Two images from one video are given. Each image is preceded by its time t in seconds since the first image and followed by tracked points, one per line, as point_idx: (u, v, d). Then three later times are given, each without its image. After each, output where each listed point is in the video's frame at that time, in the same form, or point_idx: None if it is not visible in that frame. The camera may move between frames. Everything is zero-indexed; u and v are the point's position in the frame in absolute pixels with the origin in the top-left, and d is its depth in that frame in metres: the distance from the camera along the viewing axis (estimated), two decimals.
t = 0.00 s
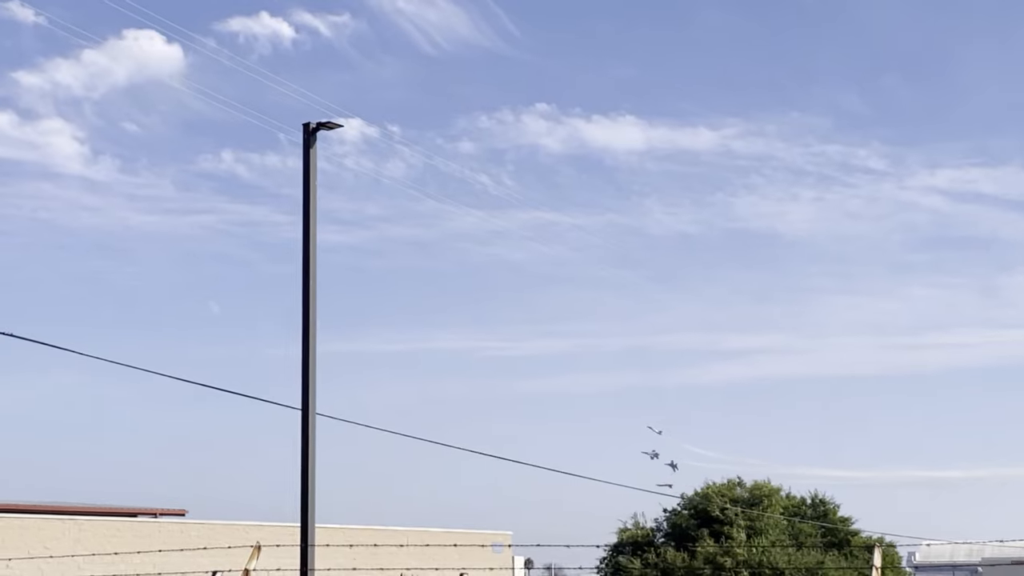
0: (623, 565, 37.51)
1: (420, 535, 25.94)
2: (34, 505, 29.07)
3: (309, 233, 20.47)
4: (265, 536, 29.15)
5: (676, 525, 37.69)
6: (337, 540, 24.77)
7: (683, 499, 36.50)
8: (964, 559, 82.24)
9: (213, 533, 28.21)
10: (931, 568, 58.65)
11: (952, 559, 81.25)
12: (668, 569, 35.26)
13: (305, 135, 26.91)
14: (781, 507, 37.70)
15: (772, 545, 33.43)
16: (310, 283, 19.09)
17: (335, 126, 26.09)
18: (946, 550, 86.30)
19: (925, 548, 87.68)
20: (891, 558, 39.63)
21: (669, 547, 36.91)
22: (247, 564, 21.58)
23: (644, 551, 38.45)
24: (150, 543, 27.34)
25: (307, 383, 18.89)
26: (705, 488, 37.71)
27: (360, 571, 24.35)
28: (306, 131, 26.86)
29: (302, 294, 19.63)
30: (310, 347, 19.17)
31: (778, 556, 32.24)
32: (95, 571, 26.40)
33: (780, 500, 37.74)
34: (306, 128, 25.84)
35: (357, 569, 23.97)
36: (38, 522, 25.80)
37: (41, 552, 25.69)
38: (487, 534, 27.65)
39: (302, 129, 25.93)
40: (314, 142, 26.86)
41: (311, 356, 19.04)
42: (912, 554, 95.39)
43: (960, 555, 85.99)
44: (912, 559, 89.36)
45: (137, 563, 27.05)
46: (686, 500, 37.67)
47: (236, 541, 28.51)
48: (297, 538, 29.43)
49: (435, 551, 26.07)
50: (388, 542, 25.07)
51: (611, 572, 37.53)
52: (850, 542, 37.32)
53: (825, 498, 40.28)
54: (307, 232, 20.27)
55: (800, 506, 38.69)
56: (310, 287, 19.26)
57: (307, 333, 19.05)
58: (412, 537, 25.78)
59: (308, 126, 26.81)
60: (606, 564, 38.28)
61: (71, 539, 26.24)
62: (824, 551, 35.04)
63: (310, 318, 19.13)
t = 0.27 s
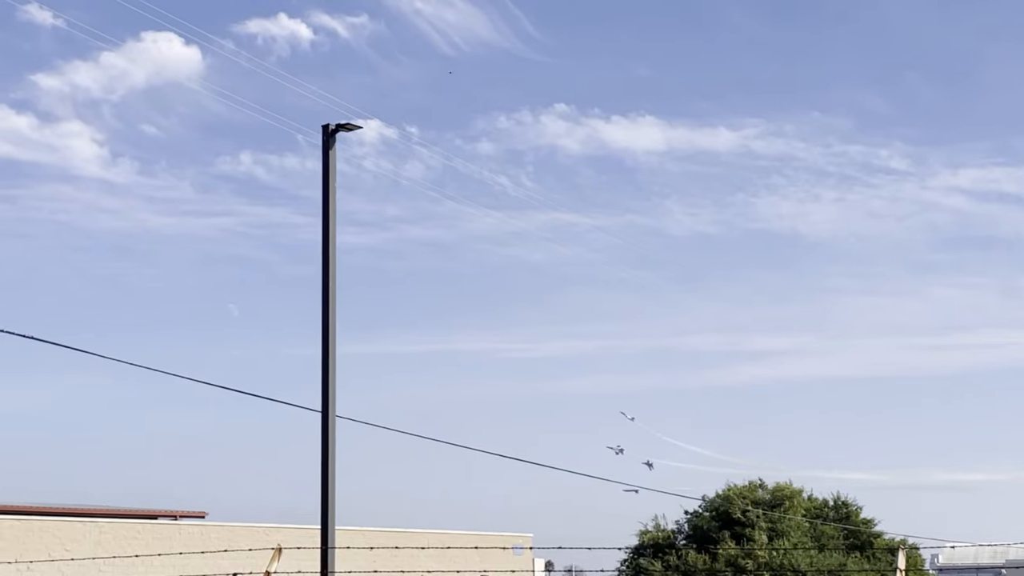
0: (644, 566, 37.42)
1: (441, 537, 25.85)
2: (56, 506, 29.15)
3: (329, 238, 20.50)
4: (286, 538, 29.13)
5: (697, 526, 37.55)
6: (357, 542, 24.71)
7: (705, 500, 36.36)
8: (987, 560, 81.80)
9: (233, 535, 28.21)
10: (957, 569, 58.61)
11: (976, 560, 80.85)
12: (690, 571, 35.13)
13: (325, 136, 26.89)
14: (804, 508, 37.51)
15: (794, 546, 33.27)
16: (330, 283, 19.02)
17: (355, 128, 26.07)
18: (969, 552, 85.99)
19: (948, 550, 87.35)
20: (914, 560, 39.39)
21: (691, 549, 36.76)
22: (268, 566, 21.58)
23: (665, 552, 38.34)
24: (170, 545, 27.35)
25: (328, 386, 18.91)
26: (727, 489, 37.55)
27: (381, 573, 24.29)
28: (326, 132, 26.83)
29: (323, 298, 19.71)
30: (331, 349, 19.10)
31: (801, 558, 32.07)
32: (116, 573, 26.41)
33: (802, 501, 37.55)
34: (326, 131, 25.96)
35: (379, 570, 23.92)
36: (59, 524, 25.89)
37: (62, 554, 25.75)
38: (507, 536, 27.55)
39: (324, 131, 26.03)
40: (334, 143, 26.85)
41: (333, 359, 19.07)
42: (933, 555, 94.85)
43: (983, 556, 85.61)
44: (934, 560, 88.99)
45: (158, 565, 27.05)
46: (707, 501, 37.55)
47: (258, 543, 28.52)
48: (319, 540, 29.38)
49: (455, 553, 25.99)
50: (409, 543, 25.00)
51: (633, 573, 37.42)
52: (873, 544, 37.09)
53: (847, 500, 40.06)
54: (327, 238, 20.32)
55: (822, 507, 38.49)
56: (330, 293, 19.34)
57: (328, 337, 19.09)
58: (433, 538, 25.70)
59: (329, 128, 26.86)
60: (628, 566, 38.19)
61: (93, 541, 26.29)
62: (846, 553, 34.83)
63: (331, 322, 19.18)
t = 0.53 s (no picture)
0: (667, 565, 37.39)
1: (463, 537, 25.87)
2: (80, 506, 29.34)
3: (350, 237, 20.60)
4: (309, 537, 29.23)
5: (720, 526, 37.48)
6: (379, 541, 24.77)
7: (727, 499, 36.28)
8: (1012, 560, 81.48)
9: (256, 534, 28.31)
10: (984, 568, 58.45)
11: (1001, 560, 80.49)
12: (712, 570, 35.08)
13: (346, 136, 27.04)
14: (827, 507, 37.40)
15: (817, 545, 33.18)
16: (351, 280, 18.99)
17: (376, 128, 26.24)
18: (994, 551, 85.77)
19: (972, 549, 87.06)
20: (938, 560, 39.22)
21: (713, 548, 36.68)
22: (292, 565, 21.66)
23: (688, 552, 38.29)
24: (194, 544, 27.45)
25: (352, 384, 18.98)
26: (749, 489, 37.45)
27: (404, 572, 24.34)
28: (347, 132, 26.98)
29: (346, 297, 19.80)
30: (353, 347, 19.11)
31: (823, 557, 31.99)
32: (140, 572, 26.49)
33: (825, 500, 37.43)
34: (346, 130, 26.17)
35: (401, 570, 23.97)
36: (82, 523, 26.05)
37: (86, 553, 25.90)
38: (529, 536, 27.56)
39: (344, 130, 26.22)
40: (355, 143, 26.99)
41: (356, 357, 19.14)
42: (959, 555, 94.41)
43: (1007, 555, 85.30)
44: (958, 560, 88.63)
45: (182, 564, 27.16)
46: (729, 500, 37.47)
47: (281, 542, 28.62)
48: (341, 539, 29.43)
49: (476, 554, 26.01)
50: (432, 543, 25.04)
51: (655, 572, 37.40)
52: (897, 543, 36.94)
53: (870, 499, 39.90)
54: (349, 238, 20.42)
55: (846, 506, 38.35)
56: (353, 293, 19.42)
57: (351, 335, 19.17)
58: (455, 538, 25.73)
59: (350, 128, 27.03)
60: (650, 565, 38.17)
61: (116, 540, 26.42)
62: (869, 552, 34.70)
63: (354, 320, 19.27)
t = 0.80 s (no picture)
0: (693, 566, 37.28)
1: (488, 538, 25.80)
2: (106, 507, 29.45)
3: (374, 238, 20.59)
4: (335, 538, 29.25)
5: (747, 526, 37.31)
6: (405, 542, 24.72)
7: (754, 499, 36.10)
8: None
9: (282, 535, 28.34)
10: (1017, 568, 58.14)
11: None
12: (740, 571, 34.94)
13: (370, 137, 27.08)
14: (855, 507, 37.17)
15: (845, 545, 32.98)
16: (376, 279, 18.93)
17: (400, 129, 26.26)
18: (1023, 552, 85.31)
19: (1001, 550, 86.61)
20: (967, 560, 38.93)
21: (741, 549, 36.52)
22: (318, 566, 21.65)
23: (715, 552, 38.14)
24: (220, 545, 27.48)
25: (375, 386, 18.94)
26: (776, 489, 37.27)
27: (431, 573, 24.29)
28: (371, 132, 27.00)
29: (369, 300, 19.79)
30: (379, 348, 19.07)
31: (852, 557, 31.81)
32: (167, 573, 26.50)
33: (853, 500, 37.21)
34: (369, 131, 26.21)
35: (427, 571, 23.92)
36: (109, 524, 26.14)
37: (113, 554, 25.99)
38: (555, 536, 27.47)
39: (367, 131, 26.25)
40: (380, 144, 27.03)
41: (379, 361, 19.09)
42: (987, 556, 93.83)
43: None
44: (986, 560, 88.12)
45: (209, 565, 27.17)
46: (757, 500, 37.31)
47: (307, 543, 28.64)
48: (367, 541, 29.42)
49: (502, 554, 25.94)
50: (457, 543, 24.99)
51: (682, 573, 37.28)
52: (925, 543, 36.69)
53: (898, 499, 39.65)
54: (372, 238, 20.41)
55: (874, 507, 38.12)
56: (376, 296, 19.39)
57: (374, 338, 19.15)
58: (480, 539, 25.66)
59: (373, 128, 27.04)
60: (677, 565, 38.07)
61: (143, 541, 26.49)
62: (898, 553, 34.47)
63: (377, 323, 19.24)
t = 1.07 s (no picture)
0: (723, 566, 37.13)
1: (517, 539, 25.77)
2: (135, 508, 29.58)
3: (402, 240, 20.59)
4: (363, 539, 29.27)
5: (776, 526, 37.13)
6: (434, 543, 24.72)
7: (784, 500, 35.93)
8: None
9: (310, 535, 28.40)
10: None
11: None
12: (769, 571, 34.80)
13: (396, 138, 27.11)
14: (885, 507, 36.95)
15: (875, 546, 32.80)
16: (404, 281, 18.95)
17: (427, 130, 26.27)
18: None
19: None
20: (999, 560, 38.63)
21: (770, 549, 36.37)
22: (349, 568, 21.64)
23: (744, 553, 37.98)
24: (249, 545, 27.52)
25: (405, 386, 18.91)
26: (806, 489, 37.09)
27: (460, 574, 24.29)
28: (397, 133, 27.08)
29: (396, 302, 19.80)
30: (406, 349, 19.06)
31: (882, 557, 31.65)
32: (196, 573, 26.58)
33: (883, 500, 37.00)
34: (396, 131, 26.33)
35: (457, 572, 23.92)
36: (138, 525, 26.24)
37: (142, 555, 26.08)
38: (583, 536, 27.42)
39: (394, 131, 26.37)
40: (406, 145, 27.05)
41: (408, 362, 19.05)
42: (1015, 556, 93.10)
43: None
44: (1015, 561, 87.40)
45: (238, 566, 27.22)
46: (786, 500, 37.13)
47: (335, 544, 28.69)
48: (395, 541, 29.44)
49: (530, 555, 25.92)
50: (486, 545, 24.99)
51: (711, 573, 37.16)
52: (957, 544, 36.43)
53: (928, 498, 39.38)
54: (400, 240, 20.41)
55: (904, 506, 37.88)
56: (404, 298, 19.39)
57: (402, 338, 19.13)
58: (509, 539, 25.64)
59: (400, 129, 27.13)
60: (707, 566, 37.94)
61: (171, 542, 26.57)
62: (929, 553, 34.24)
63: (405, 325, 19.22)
